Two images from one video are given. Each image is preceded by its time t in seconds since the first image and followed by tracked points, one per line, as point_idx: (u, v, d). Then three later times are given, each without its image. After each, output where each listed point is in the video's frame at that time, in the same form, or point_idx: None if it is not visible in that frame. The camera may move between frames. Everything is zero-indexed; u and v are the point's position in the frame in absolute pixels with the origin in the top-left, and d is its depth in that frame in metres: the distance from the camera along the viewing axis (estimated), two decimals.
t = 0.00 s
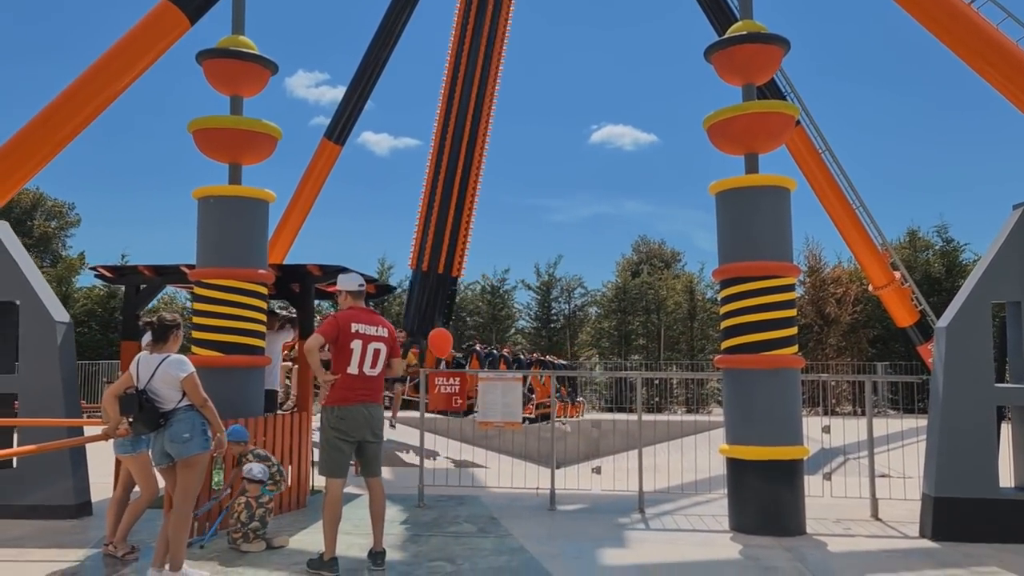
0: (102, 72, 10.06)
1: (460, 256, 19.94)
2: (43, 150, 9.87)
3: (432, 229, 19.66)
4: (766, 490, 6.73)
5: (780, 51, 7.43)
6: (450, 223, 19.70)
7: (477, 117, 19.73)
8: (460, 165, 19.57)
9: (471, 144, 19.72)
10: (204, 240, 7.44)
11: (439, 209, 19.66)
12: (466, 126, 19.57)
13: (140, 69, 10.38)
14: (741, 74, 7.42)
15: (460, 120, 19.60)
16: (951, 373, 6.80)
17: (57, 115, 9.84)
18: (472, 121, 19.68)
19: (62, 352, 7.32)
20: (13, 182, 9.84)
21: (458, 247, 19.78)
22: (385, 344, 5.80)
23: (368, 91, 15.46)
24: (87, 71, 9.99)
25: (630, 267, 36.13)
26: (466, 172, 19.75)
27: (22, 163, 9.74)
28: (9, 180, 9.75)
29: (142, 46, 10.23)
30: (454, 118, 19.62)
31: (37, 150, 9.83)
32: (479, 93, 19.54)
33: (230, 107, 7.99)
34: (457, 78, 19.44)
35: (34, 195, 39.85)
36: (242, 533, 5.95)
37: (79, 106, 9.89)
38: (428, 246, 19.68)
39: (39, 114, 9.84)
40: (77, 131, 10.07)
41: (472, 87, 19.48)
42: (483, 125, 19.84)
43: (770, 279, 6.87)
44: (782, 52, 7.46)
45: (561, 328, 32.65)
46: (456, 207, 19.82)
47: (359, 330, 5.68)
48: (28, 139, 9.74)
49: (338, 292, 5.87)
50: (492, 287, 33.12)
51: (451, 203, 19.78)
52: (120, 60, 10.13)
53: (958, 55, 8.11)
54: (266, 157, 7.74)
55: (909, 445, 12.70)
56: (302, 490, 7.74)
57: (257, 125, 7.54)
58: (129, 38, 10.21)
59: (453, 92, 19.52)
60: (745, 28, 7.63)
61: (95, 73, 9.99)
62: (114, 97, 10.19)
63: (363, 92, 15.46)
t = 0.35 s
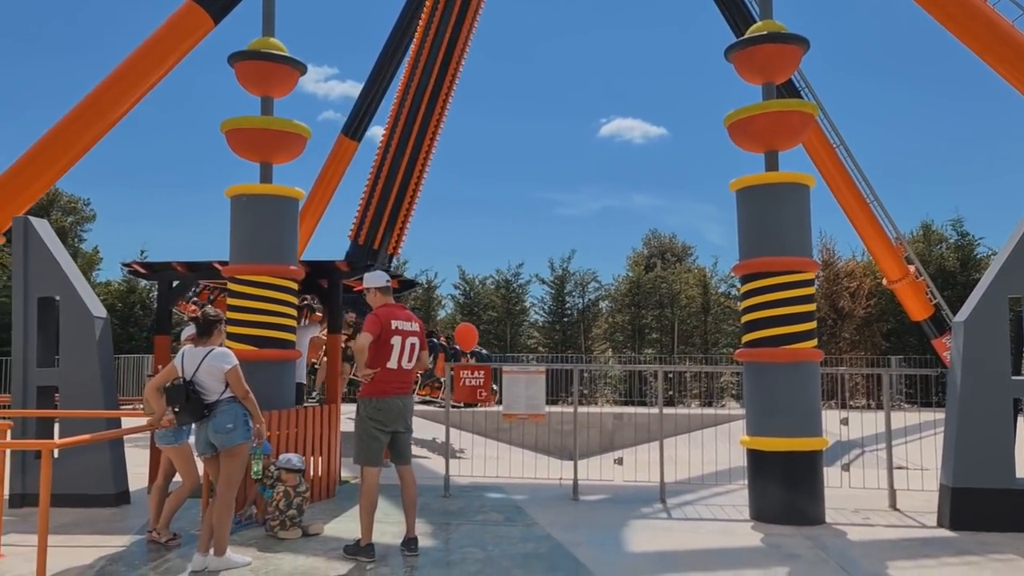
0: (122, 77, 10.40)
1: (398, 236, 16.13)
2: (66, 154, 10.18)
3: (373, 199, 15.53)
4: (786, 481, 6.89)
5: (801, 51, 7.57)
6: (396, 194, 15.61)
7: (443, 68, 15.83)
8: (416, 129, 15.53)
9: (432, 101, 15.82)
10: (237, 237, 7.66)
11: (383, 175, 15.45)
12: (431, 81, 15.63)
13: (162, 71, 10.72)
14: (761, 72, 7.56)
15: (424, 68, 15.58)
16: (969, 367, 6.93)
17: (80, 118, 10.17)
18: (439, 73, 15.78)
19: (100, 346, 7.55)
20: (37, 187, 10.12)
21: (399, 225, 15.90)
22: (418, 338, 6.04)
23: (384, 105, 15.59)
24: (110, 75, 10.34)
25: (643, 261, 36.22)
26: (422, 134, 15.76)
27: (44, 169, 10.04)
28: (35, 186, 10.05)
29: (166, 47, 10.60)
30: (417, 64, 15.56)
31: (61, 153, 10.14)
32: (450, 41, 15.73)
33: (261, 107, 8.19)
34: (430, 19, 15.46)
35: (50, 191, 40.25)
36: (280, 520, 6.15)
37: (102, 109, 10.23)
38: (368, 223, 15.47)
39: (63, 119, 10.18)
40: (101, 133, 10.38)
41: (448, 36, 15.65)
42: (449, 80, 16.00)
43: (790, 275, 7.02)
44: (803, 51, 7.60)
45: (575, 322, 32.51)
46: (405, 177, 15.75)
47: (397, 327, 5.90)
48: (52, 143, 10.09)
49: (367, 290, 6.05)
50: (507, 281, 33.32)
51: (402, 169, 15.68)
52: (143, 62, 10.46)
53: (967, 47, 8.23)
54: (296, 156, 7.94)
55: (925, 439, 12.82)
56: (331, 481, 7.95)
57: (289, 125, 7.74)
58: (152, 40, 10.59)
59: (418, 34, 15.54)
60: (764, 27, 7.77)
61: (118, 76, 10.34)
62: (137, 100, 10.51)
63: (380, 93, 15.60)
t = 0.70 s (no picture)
0: (142, 80, 10.63)
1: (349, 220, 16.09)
2: (89, 159, 10.47)
3: (334, 172, 15.32)
4: (805, 463, 7.09)
5: (812, 43, 7.76)
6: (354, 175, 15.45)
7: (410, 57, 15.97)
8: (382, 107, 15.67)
9: (396, 84, 15.86)
10: (266, 237, 7.90)
11: (344, 154, 15.30)
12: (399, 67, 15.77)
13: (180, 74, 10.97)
14: (774, 64, 7.76)
15: (391, 55, 15.77)
16: (982, 348, 7.10)
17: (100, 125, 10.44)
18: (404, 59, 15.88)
19: (135, 344, 7.76)
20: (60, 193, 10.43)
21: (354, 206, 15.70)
22: (448, 331, 6.22)
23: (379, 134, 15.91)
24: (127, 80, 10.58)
25: (651, 251, 36.37)
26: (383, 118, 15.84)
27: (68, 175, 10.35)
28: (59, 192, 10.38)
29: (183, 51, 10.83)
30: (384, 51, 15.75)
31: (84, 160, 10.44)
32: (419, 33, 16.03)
33: (286, 109, 8.42)
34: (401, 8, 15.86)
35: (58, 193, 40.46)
36: (318, 509, 6.38)
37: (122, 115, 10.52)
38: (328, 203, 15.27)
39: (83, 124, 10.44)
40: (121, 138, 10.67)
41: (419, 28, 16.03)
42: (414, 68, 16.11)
43: (805, 263, 7.21)
44: (814, 44, 7.78)
45: (586, 314, 32.76)
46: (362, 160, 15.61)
47: (429, 321, 6.10)
48: (76, 148, 10.35)
49: (395, 285, 6.21)
50: (518, 274, 33.48)
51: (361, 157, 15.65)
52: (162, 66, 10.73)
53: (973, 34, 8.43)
54: (320, 156, 8.17)
55: (940, 421, 12.98)
56: (361, 472, 8.17)
57: (314, 126, 7.97)
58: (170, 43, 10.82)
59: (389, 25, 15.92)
60: (776, 22, 7.96)
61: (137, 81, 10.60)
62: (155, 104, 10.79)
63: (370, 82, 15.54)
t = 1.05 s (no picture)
0: (165, 85, 11.71)
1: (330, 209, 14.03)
2: (117, 161, 11.51)
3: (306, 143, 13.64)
4: (818, 461, 7.24)
5: (822, 51, 7.93)
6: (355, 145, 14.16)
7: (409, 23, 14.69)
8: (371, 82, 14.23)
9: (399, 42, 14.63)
10: (289, 242, 8.11)
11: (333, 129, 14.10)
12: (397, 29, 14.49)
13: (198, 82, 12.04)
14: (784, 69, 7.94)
15: (391, 16, 14.53)
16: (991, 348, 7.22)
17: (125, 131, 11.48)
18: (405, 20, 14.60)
19: (161, 347, 7.96)
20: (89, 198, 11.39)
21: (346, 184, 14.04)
22: (468, 333, 6.34)
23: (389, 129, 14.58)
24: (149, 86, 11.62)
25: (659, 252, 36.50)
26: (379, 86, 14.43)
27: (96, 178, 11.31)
28: (86, 197, 11.30)
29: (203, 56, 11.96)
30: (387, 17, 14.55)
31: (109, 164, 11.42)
32: None
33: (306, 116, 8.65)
34: None
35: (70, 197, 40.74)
36: (343, 506, 6.55)
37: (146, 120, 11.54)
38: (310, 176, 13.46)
39: (109, 129, 11.45)
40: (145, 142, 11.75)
41: None
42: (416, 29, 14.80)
43: (817, 265, 7.35)
44: (824, 51, 7.96)
45: (595, 314, 32.96)
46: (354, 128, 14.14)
47: (446, 323, 6.23)
48: (105, 151, 11.37)
49: (417, 289, 6.35)
50: (527, 275, 33.73)
51: (356, 123, 14.23)
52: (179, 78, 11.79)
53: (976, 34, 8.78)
54: (341, 162, 8.42)
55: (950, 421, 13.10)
56: (381, 470, 8.34)
57: (335, 133, 8.21)
58: (188, 53, 11.91)
59: None
60: (788, 29, 8.11)
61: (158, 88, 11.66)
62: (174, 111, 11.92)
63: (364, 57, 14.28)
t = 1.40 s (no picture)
0: (178, 102, 11.97)
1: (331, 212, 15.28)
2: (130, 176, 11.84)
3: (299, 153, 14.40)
4: (824, 463, 7.39)
5: (824, 62, 8.13)
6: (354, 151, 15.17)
7: (410, 28, 15.32)
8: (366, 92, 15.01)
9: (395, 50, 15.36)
10: (306, 252, 8.33)
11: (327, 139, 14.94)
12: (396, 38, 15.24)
13: (210, 98, 12.32)
14: (787, 82, 8.14)
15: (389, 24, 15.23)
16: (992, 352, 7.38)
17: (137, 148, 11.79)
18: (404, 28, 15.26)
19: (181, 355, 8.16)
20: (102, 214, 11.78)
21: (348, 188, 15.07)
22: (480, 339, 6.44)
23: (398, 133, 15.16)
24: (163, 102, 11.89)
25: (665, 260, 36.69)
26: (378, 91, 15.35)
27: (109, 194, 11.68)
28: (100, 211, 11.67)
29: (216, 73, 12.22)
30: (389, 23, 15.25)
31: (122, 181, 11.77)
32: None
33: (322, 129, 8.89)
34: None
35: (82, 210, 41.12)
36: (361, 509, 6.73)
37: (158, 137, 11.85)
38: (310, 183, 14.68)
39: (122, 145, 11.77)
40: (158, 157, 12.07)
41: None
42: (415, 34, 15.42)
43: (821, 271, 7.52)
44: (826, 63, 8.16)
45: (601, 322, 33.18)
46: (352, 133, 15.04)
47: (455, 329, 6.36)
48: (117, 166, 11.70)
49: (435, 297, 6.56)
50: (534, 283, 34.02)
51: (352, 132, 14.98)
52: (191, 93, 12.05)
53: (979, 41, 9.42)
54: (356, 174, 8.63)
55: (955, 425, 13.23)
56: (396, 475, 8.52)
57: (350, 146, 8.43)
58: (201, 70, 12.17)
59: None
60: (790, 42, 8.32)
61: (171, 105, 11.93)
62: (187, 127, 12.20)
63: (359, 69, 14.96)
